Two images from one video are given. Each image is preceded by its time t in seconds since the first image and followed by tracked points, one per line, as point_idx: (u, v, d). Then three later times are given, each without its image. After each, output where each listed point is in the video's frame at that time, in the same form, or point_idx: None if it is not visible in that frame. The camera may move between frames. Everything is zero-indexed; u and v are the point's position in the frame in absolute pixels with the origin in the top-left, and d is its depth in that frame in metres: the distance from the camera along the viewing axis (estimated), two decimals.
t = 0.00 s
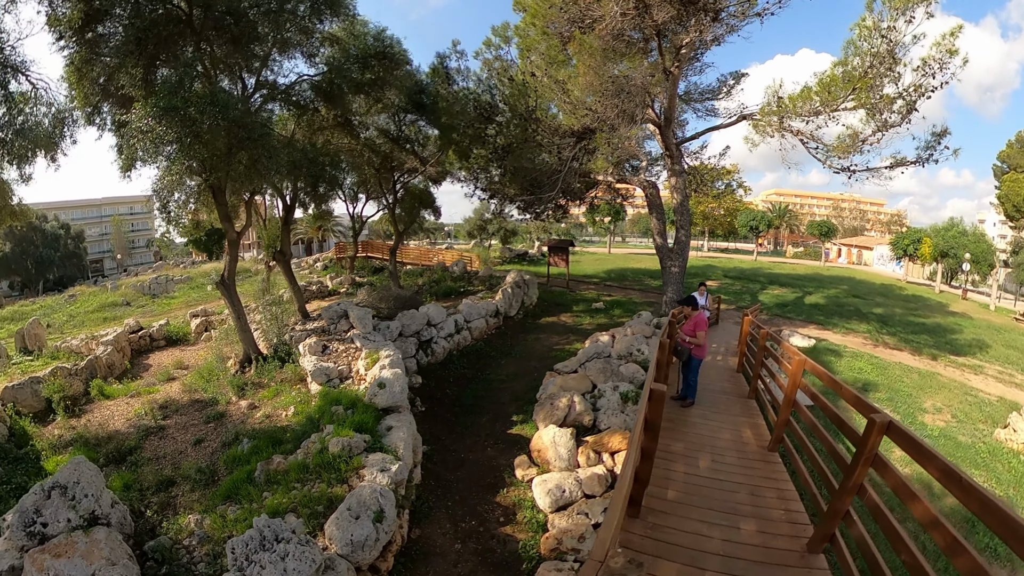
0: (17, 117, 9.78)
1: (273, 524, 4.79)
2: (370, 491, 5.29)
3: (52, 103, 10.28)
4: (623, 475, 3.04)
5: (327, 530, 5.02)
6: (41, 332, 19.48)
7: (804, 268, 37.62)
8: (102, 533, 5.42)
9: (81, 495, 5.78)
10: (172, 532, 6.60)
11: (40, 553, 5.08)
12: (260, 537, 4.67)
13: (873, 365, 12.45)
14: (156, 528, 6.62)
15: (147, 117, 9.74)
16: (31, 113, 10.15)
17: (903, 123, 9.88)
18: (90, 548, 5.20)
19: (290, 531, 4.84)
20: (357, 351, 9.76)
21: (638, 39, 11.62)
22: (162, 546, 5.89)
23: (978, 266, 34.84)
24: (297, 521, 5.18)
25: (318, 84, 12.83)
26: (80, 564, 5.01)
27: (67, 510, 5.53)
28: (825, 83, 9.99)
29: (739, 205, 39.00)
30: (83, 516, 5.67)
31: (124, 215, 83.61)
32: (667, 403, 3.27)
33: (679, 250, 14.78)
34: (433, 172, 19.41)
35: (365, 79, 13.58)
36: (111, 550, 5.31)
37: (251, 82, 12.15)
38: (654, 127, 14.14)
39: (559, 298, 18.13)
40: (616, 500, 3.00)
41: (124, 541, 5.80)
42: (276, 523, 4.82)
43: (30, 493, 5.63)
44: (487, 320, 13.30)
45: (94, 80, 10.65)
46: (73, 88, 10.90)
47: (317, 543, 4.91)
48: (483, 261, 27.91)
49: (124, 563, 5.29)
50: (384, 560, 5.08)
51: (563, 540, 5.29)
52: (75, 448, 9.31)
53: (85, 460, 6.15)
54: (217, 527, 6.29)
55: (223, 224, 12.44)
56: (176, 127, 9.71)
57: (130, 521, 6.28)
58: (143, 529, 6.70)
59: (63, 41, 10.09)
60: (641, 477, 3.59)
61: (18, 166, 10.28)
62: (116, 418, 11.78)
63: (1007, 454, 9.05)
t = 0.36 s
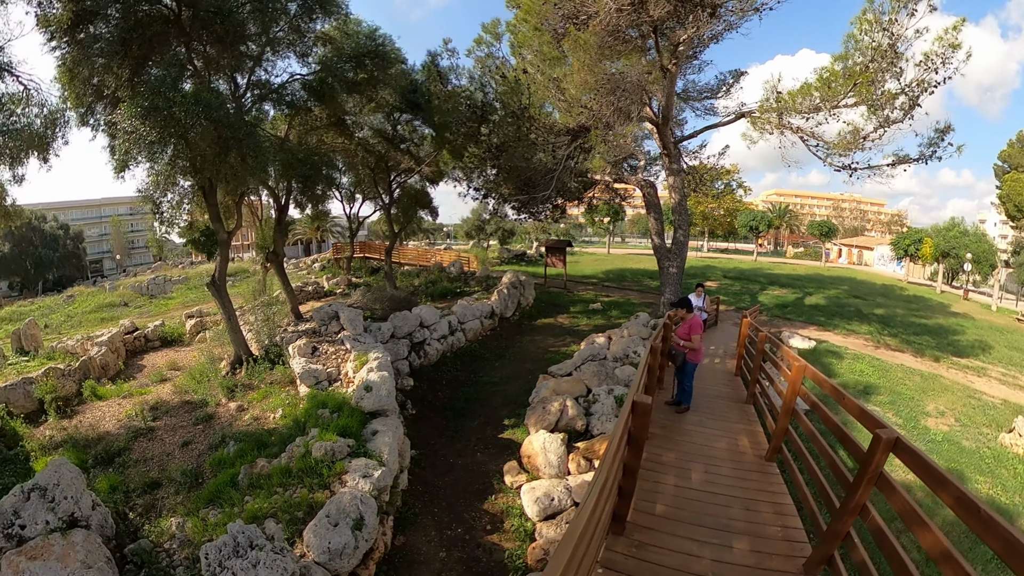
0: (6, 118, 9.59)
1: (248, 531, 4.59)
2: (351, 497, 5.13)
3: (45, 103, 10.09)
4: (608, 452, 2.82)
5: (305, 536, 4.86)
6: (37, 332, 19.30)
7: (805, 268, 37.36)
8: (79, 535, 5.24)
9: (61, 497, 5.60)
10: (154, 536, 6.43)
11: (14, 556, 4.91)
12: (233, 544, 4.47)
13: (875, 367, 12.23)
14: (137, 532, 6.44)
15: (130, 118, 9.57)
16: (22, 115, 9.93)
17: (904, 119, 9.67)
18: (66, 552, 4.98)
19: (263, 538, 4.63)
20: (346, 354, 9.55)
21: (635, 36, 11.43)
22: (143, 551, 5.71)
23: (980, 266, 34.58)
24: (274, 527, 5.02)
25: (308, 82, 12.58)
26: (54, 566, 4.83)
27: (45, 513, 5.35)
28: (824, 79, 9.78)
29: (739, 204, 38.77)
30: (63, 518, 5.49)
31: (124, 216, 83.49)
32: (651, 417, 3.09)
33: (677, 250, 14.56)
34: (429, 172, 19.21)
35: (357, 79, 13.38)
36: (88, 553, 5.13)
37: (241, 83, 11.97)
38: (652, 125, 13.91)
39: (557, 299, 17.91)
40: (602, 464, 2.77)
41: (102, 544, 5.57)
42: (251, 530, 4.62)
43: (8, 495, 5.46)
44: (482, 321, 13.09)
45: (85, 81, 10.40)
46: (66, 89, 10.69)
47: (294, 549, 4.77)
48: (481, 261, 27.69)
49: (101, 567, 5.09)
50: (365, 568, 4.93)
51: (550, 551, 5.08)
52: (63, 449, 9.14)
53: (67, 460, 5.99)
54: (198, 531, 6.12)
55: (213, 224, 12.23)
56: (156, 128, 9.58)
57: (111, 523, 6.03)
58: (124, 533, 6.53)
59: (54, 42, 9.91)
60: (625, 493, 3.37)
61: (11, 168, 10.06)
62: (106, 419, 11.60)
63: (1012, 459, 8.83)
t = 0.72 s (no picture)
0: None
1: (228, 539, 4.49)
2: (336, 504, 4.99)
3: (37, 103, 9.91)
4: (600, 463, 2.68)
5: (289, 547, 4.71)
6: (34, 332, 19.13)
7: (806, 269, 37.11)
8: (59, 541, 5.07)
9: (42, 502, 5.43)
10: (140, 542, 6.25)
11: None
12: (213, 552, 4.38)
13: (877, 370, 12.04)
14: (122, 537, 6.27)
15: (119, 117, 9.44)
16: (14, 114, 9.73)
17: (909, 117, 9.46)
18: (46, 558, 4.81)
19: (243, 546, 4.52)
20: (338, 355, 9.37)
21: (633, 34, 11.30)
22: (128, 556, 5.52)
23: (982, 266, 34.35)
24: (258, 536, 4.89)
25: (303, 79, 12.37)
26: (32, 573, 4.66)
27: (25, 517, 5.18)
28: (827, 76, 9.58)
29: (739, 204, 38.53)
30: (44, 523, 5.31)
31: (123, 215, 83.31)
32: (645, 431, 2.94)
33: (677, 250, 14.37)
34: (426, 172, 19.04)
35: (352, 77, 13.19)
36: (68, 559, 4.95)
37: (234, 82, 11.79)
38: (651, 124, 13.70)
39: (555, 300, 17.73)
40: (593, 474, 2.63)
41: (86, 549, 5.40)
42: (231, 538, 4.52)
43: None
44: (479, 322, 12.91)
45: (79, 83, 10.20)
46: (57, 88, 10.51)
47: (277, 559, 4.67)
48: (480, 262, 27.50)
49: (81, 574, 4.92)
50: None
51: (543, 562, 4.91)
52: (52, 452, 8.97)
53: (50, 465, 5.81)
54: (184, 536, 5.96)
55: (206, 224, 12.04)
56: (143, 128, 9.44)
57: (95, 529, 5.89)
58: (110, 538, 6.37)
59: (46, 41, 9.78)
60: (617, 511, 3.20)
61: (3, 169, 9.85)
62: (98, 420, 11.42)
63: (1018, 465, 8.63)
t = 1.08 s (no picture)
0: None
1: (202, 549, 4.47)
2: (317, 514, 4.78)
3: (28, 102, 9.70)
4: (592, 481, 2.44)
5: (267, 559, 4.52)
6: (28, 332, 18.81)
7: (807, 269, 36.81)
8: (30, 549, 4.84)
9: (15, 508, 5.20)
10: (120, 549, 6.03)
11: None
12: (186, 563, 4.35)
13: (882, 372, 11.78)
14: (102, 543, 6.05)
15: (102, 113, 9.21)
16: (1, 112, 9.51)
17: (915, 112, 9.20)
18: (15, 566, 4.63)
19: (217, 557, 4.51)
20: (329, 357, 9.13)
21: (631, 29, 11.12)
22: (104, 564, 5.39)
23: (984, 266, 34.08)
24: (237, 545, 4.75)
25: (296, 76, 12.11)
26: None
27: None
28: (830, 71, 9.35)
29: (740, 204, 38.21)
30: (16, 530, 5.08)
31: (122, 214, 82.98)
32: (640, 451, 2.70)
33: (677, 250, 14.11)
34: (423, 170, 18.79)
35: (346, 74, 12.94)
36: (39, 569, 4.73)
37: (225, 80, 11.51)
38: (651, 121, 13.43)
39: (554, 300, 17.48)
40: (585, 493, 2.39)
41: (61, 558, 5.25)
42: (205, 548, 4.52)
43: None
44: (475, 323, 12.67)
45: (71, 81, 10.04)
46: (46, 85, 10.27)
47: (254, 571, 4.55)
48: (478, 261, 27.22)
49: None
50: None
51: None
52: (36, 456, 8.74)
53: (27, 470, 5.57)
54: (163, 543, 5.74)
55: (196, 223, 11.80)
56: (128, 124, 9.21)
57: (73, 534, 5.69)
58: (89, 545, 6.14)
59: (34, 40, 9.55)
60: (608, 536, 2.95)
61: None
62: (86, 422, 11.18)
63: None
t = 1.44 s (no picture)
0: None
1: (182, 554, 4.39)
2: (300, 520, 4.63)
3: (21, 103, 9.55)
4: (571, 487, 2.31)
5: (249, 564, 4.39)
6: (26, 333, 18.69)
7: (808, 269, 36.63)
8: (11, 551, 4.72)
9: None
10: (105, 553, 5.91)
11: None
12: (165, 567, 4.27)
13: (884, 373, 11.61)
14: (88, 545, 5.92)
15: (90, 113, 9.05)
16: None
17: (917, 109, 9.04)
18: None
19: (197, 563, 4.40)
20: (321, 358, 8.99)
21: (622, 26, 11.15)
22: (88, 566, 5.29)
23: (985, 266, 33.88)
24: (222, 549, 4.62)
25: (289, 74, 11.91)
26: None
27: None
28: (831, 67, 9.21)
29: (740, 204, 38.02)
30: None
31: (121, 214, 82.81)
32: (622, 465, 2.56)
33: (677, 249, 13.94)
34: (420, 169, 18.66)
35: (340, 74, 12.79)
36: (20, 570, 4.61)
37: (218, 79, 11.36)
38: (649, 119, 13.25)
39: (552, 300, 17.31)
40: (564, 499, 2.25)
41: (45, 560, 5.15)
42: (185, 553, 4.43)
43: None
44: (471, 324, 12.52)
45: (63, 81, 9.88)
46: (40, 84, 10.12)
47: None
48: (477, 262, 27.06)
49: None
50: None
51: None
52: (26, 457, 8.60)
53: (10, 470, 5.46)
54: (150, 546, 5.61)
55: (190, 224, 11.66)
56: (117, 124, 9.08)
57: (59, 536, 5.63)
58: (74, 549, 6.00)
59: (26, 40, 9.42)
60: (592, 555, 2.78)
61: None
62: (79, 423, 11.04)
63: None
